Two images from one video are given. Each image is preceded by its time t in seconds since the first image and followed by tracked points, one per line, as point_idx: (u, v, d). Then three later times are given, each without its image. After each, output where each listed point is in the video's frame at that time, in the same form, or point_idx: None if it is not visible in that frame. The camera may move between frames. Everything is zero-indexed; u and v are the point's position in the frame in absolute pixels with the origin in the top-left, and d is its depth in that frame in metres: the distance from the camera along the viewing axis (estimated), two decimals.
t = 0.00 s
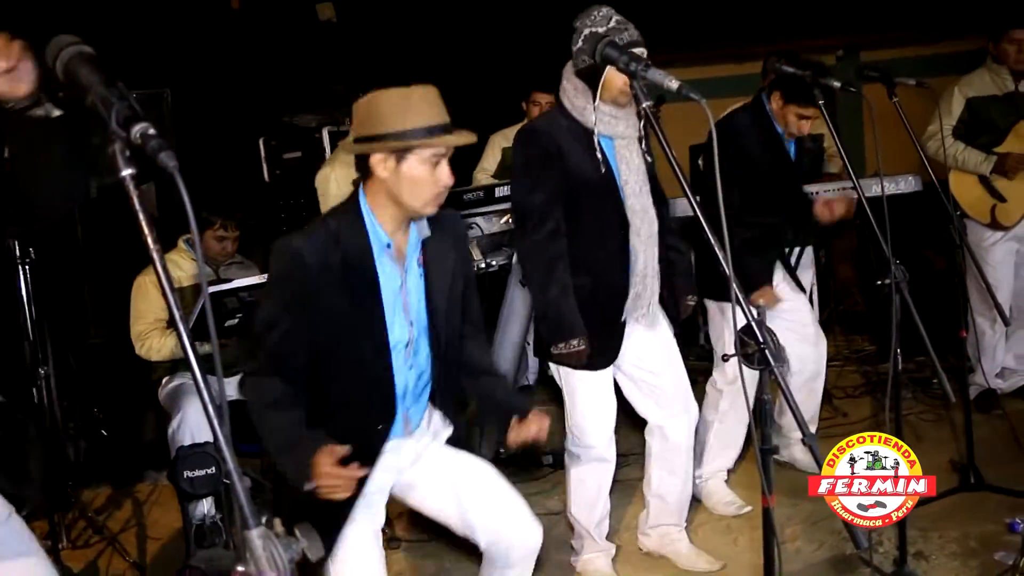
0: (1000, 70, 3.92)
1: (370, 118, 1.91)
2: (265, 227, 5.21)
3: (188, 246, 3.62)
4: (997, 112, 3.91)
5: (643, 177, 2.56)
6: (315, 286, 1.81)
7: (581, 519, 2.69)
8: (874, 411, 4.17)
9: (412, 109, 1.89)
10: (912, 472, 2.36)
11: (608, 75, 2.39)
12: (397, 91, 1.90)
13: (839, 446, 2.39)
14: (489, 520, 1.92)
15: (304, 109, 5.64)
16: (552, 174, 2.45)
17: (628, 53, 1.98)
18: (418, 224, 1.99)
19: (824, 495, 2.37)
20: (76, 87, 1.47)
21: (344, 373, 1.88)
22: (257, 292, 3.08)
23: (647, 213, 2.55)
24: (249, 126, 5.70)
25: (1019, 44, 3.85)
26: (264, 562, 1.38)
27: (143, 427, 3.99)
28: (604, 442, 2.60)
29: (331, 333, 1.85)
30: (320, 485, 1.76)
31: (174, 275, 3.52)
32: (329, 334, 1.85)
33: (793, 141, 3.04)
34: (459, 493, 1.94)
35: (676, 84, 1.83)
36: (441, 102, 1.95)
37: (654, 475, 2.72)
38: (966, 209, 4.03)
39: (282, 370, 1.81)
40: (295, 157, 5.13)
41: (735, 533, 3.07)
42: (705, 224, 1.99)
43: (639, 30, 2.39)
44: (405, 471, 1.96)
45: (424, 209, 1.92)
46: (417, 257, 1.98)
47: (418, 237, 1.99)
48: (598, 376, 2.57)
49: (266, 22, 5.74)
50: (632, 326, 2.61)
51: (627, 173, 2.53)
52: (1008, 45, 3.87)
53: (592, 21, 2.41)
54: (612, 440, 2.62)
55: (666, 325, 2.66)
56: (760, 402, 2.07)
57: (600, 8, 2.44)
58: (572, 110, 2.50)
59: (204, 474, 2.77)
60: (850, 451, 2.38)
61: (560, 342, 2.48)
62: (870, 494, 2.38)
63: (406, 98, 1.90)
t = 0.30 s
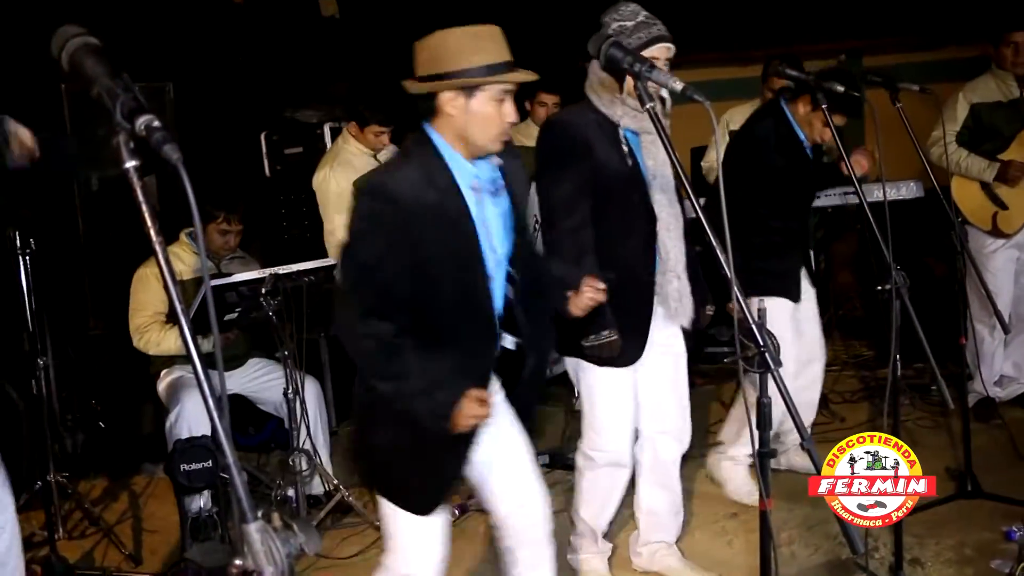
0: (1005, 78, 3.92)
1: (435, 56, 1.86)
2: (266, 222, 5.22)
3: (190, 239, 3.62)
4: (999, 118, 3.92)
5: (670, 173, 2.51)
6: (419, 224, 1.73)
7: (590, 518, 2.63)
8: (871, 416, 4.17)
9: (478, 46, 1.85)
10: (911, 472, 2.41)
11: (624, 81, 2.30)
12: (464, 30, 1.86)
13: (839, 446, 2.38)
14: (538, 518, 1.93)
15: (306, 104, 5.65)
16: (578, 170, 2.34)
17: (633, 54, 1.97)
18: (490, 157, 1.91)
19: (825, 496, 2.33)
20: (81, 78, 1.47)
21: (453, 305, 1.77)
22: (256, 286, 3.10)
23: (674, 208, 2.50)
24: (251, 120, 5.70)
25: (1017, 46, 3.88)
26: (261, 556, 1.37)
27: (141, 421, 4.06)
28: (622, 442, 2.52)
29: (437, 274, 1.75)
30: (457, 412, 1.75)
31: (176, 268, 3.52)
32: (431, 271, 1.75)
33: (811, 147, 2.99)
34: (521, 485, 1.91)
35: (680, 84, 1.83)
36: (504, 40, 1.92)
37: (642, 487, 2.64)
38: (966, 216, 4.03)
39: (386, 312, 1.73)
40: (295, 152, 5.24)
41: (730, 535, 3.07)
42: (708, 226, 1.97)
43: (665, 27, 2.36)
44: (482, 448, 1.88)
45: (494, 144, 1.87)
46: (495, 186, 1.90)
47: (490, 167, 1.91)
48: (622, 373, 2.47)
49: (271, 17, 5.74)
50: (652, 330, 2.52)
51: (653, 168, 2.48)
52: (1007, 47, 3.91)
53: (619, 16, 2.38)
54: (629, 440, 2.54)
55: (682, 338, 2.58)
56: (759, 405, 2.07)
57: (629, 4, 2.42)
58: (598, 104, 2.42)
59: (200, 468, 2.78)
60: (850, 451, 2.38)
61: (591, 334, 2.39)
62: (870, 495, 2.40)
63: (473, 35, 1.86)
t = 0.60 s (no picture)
0: (1011, 83, 3.90)
1: (498, 76, 1.82)
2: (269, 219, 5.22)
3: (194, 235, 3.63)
4: (1006, 124, 3.90)
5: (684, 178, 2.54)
6: (466, 223, 1.67)
7: (640, 519, 2.53)
8: (872, 421, 4.17)
9: (540, 62, 1.82)
10: (912, 472, 2.42)
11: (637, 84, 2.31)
12: (524, 48, 1.84)
13: (839, 446, 2.37)
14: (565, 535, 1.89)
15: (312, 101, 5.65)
16: (590, 166, 2.31)
17: (640, 56, 1.96)
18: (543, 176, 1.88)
19: (825, 496, 2.29)
20: (88, 72, 1.47)
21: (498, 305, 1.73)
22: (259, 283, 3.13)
23: (687, 214, 2.54)
24: (257, 117, 5.70)
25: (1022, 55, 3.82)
26: (261, 554, 1.37)
27: (141, 416, 4.07)
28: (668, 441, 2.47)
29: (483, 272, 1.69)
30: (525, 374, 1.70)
31: (180, 263, 3.53)
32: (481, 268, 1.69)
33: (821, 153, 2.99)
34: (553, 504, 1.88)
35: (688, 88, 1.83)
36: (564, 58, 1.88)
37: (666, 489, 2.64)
38: (970, 221, 4.02)
39: (428, 314, 1.65)
40: (301, 149, 5.19)
41: (729, 538, 3.07)
42: (712, 229, 1.96)
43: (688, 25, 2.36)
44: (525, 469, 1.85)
45: (555, 161, 1.82)
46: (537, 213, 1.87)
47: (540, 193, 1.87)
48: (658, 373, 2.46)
49: (277, 14, 5.74)
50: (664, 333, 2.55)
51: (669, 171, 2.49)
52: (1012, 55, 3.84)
53: (642, 15, 2.41)
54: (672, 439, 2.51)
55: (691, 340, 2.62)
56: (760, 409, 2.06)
57: (651, 2, 2.44)
58: (615, 102, 2.43)
59: (200, 464, 2.77)
60: (850, 451, 2.37)
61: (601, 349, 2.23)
62: (870, 495, 2.41)
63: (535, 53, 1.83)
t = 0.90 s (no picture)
0: (1008, 83, 3.95)
1: (486, 90, 1.78)
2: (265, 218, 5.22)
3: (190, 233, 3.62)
4: (1002, 123, 3.91)
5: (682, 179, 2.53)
6: (429, 239, 1.63)
7: (630, 535, 2.54)
8: (869, 420, 4.17)
9: (530, 79, 1.77)
10: (911, 472, 2.44)
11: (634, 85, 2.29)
12: (513, 59, 1.78)
13: (839, 446, 2.37)
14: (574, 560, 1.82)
15: (308, 100, 5.65)
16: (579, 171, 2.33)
17: (637, 54, 1.96)
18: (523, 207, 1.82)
19: (824, 496, 2.25)
20: (82, 70, 1.46)
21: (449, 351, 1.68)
22: (255, 281, 3.12)
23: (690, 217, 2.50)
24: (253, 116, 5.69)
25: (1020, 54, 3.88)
26: (256, 554, 1.37)
27: (137, 415, 4.07)
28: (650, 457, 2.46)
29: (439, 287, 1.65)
30: (455, 413, 1.61)
31: (176, 262, 3.53)
32: (438, 282, 1.65)
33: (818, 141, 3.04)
34: (535, 519, 1.81)
35: (685, 87, 1.83)
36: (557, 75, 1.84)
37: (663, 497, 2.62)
38: (966, 220, 4.02)
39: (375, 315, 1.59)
40: (297, 147, 5.18)
41: (725, 537, 3.07)
42: (710, 230, 1.95)
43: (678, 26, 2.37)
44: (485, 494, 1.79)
45: (540, 182, 1.78)
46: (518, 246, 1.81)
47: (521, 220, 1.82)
48: (646, 387, 2.42)
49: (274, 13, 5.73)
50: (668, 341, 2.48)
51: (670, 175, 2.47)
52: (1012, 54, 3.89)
53: (631, 17, 2.41)
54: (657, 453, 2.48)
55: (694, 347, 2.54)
56: (757, 409, 2.06)
57: (639, 2, 2.44)
58: (611, 109, 2.40)
59: (196, 463, 2.76)
60: (850, 451, 2.36)
61: (614, 349, 2.33)
62: (870, 495, 2.41)
63: (528, 66, 1.78)
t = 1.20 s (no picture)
0: (1005, 83, 3.90)
1: (507, 40, 1.69)
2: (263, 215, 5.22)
3: (187, 230, 3.62)
4: (998, 123, 3.91)
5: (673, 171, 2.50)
6: (453, 224, 1.64)
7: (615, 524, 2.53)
8: (865, 418, 4.18)
9: (551, 29, 1.68)
10: (911, 472, 2.43)
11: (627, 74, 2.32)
12: (535, 11, 1.69)
13: (839, 446, 2.36)
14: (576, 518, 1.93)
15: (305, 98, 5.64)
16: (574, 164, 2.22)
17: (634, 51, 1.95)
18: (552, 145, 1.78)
19: (824, 496, 2.25)
20: (79, 67, 1.46)
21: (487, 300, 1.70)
22: (252, 279, 3.11)
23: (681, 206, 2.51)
24: (249, 114, 5.67)
25: None
26: (253, 551, 1.37)
27: (135, 412, 4.07)
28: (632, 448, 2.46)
29: (474, 257, 1.67)
30: (518, 391, 1.70)
31: (172, 258, 3.52)
32: (464, 247, 1.66)
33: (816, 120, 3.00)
34: (561, 479, 1.89)
35: (682, 85, 1.81)
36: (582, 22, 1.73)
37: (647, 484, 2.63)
38: (963, 218, 4.03)
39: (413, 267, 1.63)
40: (294, 145, 5.18)
41: (722, 535, 3.07)
42: (707, 227, 1.93)
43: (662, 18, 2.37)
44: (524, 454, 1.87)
45: (564, 136, 1.72)
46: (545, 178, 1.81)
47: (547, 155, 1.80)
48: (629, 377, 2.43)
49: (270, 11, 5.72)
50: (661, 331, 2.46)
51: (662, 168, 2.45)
52: (1016, 68, 3.79)
53: (614, 11, 2.40)
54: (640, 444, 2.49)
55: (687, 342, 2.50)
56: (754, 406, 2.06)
57: None
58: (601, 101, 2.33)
59: (193, 461, 2.76)
60: (849, 451, 2.36)
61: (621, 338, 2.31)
62: (870, 495, 2.41)
63: (548, 18, 1.68)
